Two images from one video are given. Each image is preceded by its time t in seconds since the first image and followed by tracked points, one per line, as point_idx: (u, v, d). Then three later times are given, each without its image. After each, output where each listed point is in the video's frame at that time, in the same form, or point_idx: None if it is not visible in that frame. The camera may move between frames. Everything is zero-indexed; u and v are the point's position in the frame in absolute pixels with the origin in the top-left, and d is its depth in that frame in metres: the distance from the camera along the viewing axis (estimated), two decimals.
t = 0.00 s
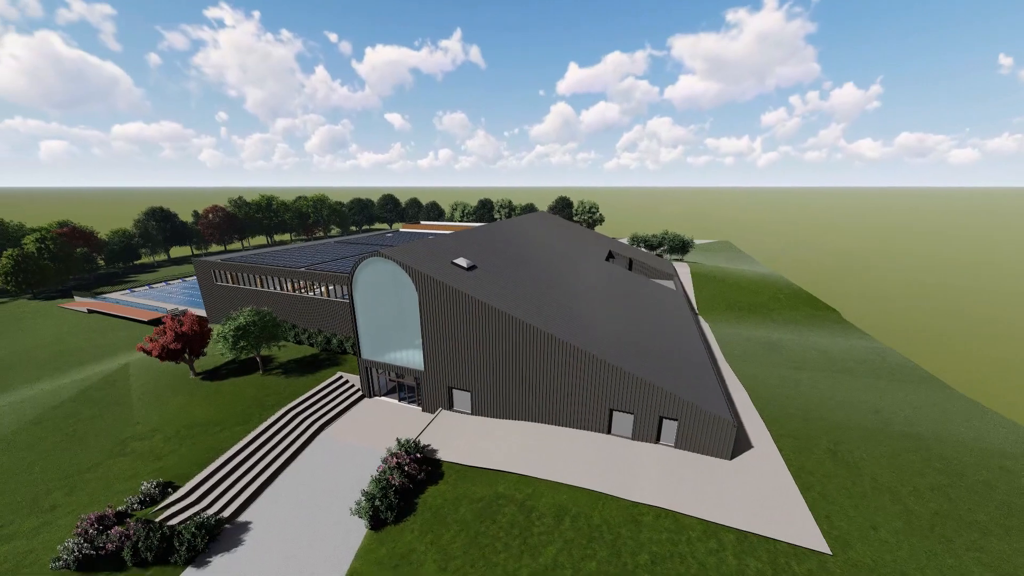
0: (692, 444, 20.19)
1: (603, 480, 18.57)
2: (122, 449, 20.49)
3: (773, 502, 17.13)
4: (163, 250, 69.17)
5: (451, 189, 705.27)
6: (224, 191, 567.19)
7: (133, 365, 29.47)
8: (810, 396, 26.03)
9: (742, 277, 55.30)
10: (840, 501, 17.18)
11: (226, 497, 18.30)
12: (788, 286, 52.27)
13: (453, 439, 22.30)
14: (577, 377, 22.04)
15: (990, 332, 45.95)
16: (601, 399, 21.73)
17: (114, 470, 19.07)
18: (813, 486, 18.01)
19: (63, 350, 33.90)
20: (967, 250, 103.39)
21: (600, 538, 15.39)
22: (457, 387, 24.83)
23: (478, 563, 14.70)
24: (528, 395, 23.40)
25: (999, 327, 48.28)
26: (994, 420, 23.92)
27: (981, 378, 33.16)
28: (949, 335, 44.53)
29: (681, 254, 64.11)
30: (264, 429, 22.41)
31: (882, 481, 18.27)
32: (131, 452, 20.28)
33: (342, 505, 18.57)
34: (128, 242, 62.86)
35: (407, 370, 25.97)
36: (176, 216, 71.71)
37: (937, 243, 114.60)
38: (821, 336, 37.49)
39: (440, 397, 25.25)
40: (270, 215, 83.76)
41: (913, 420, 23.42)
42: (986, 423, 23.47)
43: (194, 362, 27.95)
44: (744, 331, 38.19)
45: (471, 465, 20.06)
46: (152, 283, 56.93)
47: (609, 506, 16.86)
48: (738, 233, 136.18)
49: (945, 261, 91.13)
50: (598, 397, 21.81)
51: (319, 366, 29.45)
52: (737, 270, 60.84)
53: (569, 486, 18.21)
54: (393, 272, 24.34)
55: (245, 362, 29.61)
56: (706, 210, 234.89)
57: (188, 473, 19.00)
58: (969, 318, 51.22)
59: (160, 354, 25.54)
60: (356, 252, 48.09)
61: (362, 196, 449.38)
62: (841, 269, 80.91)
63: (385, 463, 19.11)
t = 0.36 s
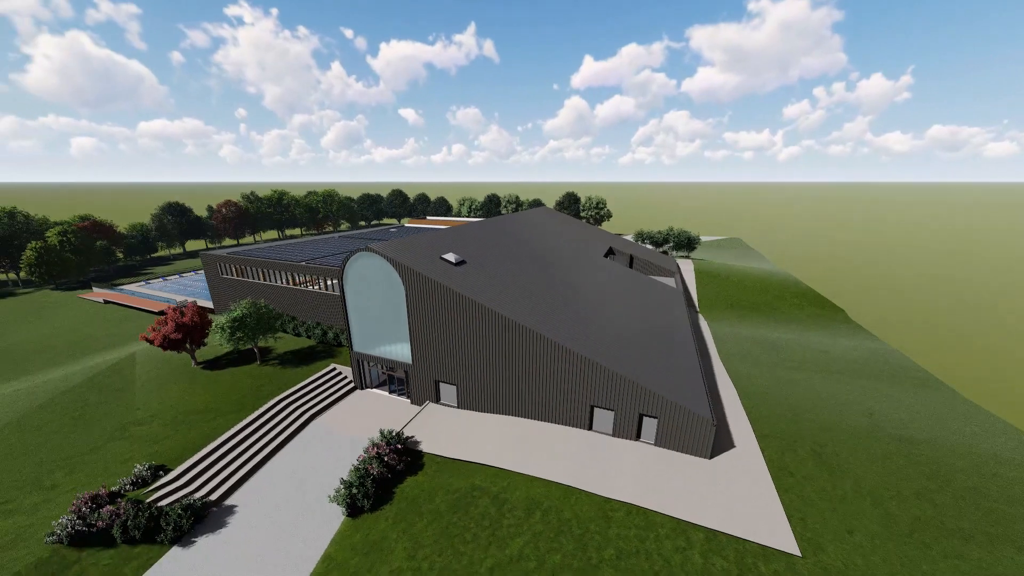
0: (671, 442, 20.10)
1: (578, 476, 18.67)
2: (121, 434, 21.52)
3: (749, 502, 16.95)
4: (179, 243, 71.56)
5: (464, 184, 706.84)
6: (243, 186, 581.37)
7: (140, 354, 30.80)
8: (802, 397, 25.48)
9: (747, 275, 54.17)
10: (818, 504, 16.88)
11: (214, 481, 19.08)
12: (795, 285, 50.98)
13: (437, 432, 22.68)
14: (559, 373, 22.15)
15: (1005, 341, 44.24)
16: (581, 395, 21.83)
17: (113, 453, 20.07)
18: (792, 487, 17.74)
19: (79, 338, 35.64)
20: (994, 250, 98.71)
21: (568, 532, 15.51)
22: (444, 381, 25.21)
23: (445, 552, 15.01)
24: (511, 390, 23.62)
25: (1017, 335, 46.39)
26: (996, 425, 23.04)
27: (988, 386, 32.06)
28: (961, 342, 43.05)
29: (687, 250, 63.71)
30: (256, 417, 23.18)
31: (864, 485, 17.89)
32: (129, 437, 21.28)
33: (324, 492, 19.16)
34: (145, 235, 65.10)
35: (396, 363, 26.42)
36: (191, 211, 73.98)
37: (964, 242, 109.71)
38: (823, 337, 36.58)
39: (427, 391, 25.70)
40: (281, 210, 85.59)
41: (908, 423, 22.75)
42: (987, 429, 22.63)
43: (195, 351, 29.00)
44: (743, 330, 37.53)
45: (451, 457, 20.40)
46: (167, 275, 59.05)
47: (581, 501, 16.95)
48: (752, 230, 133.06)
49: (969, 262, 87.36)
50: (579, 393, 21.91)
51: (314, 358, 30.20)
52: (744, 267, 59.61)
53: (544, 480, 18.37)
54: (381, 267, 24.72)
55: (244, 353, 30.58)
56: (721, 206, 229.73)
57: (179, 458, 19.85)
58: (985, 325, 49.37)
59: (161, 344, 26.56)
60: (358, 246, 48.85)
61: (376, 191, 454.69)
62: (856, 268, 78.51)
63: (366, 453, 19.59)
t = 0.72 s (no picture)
0: (651, 441, 20.00)
1: (555, 471, 18.77)
2: (123, 419, 22.61)
3: (723, 502, 16.79)
4: (195, 238, 73.92)
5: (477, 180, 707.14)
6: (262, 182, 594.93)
7: (148, 343, 32.16)
8: (795, 398, 24.99)
9: (754, 273, 52.95)
10: (795, 507, 16.62)
11: (205, 465, 19.91)
12: (803, 284, 49.58)
13: (422, 424, 23.05)
14: (541, 370, 22.16)
15: None
16: (563, 392, 21.87)
17: (113, 437, 21.13)
18: (770, 489, 17.47)
19: (95, 327, 37.40)
20: None
21: (537, 526, 15.68)
22: (431, 375, 25.53)
23: (416, 541, 15.38)
24: (496, 385, 23.75)
25: None
26: (999, 432, 22.12)
27: (1001, 390, 30.67)
28: (979, 344, 41.20)
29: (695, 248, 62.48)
30: (249, 406, 24.00)
31: (847, 489, 17.49)
32: (130, 422, 22.35)
33: (308, 480, 19.78)
34: (162, 230, 67.50)
35: (387, 357, 26.79)
36: (206, 206, 76.21)
37: (995, 242, 104.38)
38: (826, 338, 35.63)
39: (416, 384, 26.09)
40: (292, 205, 87.35)
41: (903, 428, 22.09)
42: (988, 435, 21.75)
43: (198, 342, 30.11)
44: (743, 331, 36.84)
45: (433, 449, 20.74)
46: (182, 268, 61.14)
47: (553, 496, 17.07)
48: (767, 227, 129.55)
49: (998, 262, 83.18)
50: (561, 390, 21.94)
51: (311, 350, 30.93)
52: (752, 266, 58.24)
53: (521, 474, 18.54)
54: (370, 262, 25.00)
55: (244, 344, 31.57)
56: (739, 203, 223.74)
57: (174, 443, 20.76)
58: (1007, 328, 47.12)
59: (165, 334, 27.69)
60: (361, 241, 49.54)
61: (390, 187, 458.82)
62: (874, 267, 75.87)
63: (349, 444, 20.14)
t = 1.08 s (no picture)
0: (631, 440, 19.90)
1: (532, 467, 18.86)
2: (125, 406, 23.68)
3: (698, 503, 16.65)
4: (210, 233, 76.30)
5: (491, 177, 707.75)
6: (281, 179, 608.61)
7: (157, 333, 33.55)
8: (787, 401, 24.41)
9: (762, 273, 51.64)
10: (772, 511, 16.30)
11: (197, 452, 20.72)
12: (813, 284, 48.11)
13: (408, 418, 23.39)
14: (524, 368, 22.16)
15: None
16: (546, 389, 21.85)
17: (115, 423, 22.20)
18: (748, 492, 17.21)
19: (110, 318, 39.18)
20: None
21: (507, 520, 15.84)
22: (419, 370, 25.81)
23: (387, 530, 15.73)
24: (481, 381, 23.85)
25: None
26: (1003, 441, 21.13)
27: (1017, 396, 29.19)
28: (1000, 348, 39.17)
29: (702, 246, 62.15)
30: (244, 396, 24.85)
31: (829, 495, 17.03)
32: (131, 409, 23.42)
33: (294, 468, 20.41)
34: (179, 225, 69.92)
35: (378, 351, 27.20)
36: (221, 202, 78.46)
37: None
38: (831, 340, 34.60)
39: (405, 378, 26.44)
40: (304, 201, 89.16)
41: (898, 434, 21.36)
42: (990, 443, 20.83)
43: (202, 333, 31.23)
44: (744, 332, 36.08)
45: (415, 443, 21.07)
46: (197, 262, 63.33)
47: (527, 492, 17.19)
48: (784, 226, 125.82)
49: None
50: (543, 388, 21.95)
51: (308, 344, 31.73)
52: (760, 265, 56.85)
53: (497, 470, 18.68)
54: (361, 258, 25.32)
55: (245, 336, 32.58)
56: (757, 200, 217.81)
57: (170, 430, 21.67)
58: None
59: (169, 325, 28.84)
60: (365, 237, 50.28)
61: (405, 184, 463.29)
62: (893, 268, 72.98)
63: (333, 434, 20.66)
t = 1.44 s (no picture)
0: (611, 441, 19.75)
1: (510, 465, 18.90)
2: (127, 395, 24.73)
3: (674, 506, 16.43)
4: (225, 229, 78.63)
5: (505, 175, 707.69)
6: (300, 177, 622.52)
7: (165, 326, 34.87)
8: (781, 406, 23.79)
9: (770, 273, 50.33)
10: (749, 517, 15.96)
11: (191, 440, 21.51)
12: (822, 285, 46.64)
13: (395, 413, 23.72)
14: (508, 365, 22.14)
15: None
16: (529, 388, 21.78)
17: (117, 411, 23.23)
18: (726, 496, 16.90)
19: (125, 310, 40.89)
20: None
21: (479, 516, 15.96)
22: (409, 366, 26.09)
23: (361, 522, 16.06)
24: (467, 379, 23.94)
25: None
26: (1008, 452, 20.13)
27: None
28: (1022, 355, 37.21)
29: (710, 246, 61.20)
30: (240, 387, 25.64)
31: (811, 503, 16.58)
32: (134, 398, 24.46)
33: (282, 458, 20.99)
34: (195, 222, 72.22)
35: (371, 346, 27.61)
36: (235, 198, 80.64)
37: None
38: (836, 343, 33.50)
39: (395, 373, 26.78)
40: (315, 198, 90.92)
41: (893, 442, 20.59)
42: (993, 454, 19.89)
43: (206, 326, 32.31)
44: (744, 333, 35.28)
45: (399, 438, 21.36)
46: (211, 258, 65.42)
47: (502, 489, 17.28)
48: (802, 224, 122.04)
49: None
50: (526, 386, 21.90)
51: (307, 338, 32.49)
52: (770, 265, 55.40)
53: (475, 466, 18.81)
54: (352, 255, 25.71)
55: (247, 330, 33.54)
56: (776, 199, 211.81)
57: (167, 419, 22.54)
58: None
59: (174, 318, 29.94)
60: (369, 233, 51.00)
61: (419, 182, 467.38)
62: (916, 269, 69.88)
63: (319, 427, 21.14)
